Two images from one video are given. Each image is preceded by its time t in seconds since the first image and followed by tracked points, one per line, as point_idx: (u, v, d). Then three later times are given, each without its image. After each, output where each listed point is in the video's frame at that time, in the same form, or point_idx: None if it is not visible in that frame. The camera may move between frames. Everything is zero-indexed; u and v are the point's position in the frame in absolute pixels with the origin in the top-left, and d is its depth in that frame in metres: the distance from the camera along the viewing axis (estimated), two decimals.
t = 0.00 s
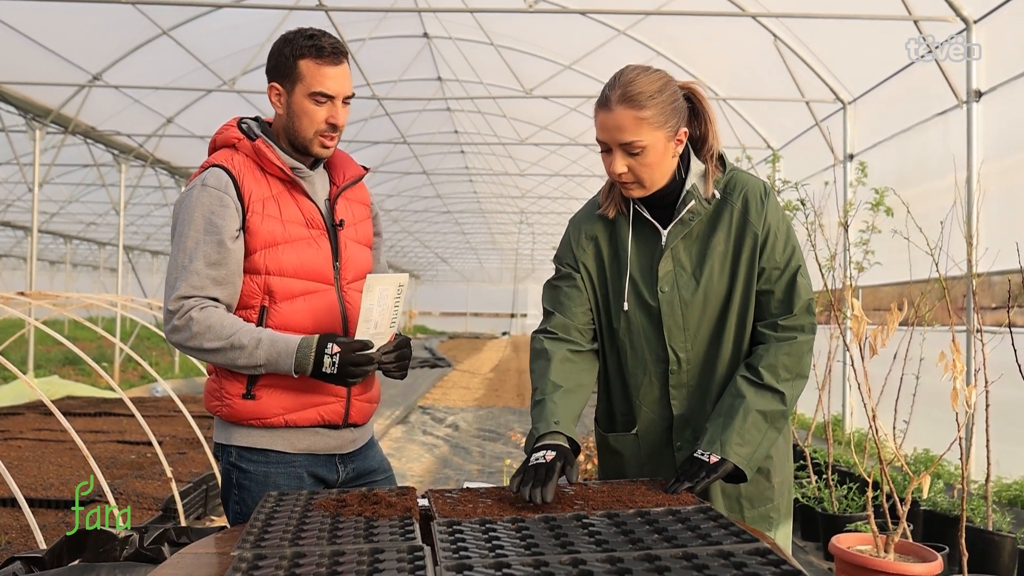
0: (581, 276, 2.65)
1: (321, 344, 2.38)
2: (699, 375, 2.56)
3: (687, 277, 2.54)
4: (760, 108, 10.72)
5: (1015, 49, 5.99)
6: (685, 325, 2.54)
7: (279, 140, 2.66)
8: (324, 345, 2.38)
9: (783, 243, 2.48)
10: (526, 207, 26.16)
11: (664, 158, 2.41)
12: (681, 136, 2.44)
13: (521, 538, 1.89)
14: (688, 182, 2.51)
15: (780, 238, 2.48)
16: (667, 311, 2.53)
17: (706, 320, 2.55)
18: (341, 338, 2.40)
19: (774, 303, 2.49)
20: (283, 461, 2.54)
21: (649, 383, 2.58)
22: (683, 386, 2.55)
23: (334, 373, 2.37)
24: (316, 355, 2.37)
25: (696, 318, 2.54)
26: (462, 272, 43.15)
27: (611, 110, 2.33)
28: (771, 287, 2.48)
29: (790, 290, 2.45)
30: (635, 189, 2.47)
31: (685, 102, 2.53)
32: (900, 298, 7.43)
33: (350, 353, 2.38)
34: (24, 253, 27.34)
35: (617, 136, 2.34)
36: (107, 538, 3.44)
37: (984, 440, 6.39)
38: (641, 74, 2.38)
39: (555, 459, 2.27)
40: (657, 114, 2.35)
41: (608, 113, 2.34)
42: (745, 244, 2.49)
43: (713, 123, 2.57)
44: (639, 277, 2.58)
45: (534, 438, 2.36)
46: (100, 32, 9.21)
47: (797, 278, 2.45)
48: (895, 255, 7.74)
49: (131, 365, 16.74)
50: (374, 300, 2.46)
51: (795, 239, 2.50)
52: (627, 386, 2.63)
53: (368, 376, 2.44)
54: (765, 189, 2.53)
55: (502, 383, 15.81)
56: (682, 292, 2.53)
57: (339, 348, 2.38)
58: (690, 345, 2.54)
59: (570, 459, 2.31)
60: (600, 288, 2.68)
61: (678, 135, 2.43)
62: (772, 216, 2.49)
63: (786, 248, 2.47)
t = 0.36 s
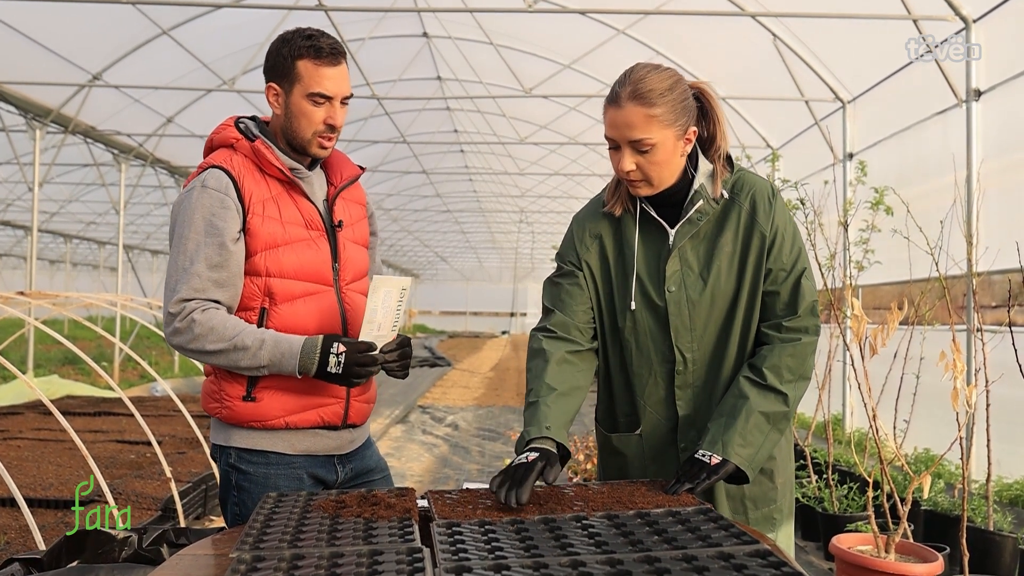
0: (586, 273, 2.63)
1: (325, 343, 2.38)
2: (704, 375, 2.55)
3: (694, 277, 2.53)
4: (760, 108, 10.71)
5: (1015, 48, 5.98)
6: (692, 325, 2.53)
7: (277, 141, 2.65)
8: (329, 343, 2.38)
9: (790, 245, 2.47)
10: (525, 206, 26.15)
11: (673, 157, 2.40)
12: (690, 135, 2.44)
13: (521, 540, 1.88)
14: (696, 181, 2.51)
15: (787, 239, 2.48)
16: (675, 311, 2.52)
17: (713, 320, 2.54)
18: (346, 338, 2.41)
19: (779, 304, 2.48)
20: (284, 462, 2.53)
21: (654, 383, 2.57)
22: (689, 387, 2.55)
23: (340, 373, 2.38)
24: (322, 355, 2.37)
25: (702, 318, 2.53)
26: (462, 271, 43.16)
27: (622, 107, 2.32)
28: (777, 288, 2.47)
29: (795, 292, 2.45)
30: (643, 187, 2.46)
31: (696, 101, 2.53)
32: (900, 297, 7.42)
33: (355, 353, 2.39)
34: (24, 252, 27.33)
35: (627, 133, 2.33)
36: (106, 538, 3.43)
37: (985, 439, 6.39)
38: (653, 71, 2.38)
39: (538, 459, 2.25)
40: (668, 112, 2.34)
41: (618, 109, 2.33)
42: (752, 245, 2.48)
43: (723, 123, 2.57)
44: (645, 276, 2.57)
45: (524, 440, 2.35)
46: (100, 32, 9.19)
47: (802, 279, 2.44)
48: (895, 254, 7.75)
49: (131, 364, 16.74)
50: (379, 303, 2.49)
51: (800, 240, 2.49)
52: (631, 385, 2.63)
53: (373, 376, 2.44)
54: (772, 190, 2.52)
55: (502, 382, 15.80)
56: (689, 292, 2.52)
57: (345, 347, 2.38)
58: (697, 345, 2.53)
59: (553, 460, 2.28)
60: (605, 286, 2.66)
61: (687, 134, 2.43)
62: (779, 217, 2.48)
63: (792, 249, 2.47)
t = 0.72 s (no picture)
0: (581, 279, 2.63)
1: (329, 337, 2.39)
2: (703, 377, 2.55)
3: (691, 280, 2.53)
4: (760, 108, 10.71)
5: (1015, 49, 5.98)
6: (690, 328, 2.53)
7: (277, 141, 2.65)
8: (332, 337, 2.39)
9: (786, 244, 2.47)
10: (526, 206, 26.16)
11: (664, 165, 2.40)
12: (681, 142, 2.44)
13: (522, 540, 1.88)
14: (689, 184, 2.51)
15: (782, 239, 2.48)
16: (673, 315, 2.51)
17: (711, 322, 2.54)
18: (349, 332, 2.41)
19: (776, 303, 2.48)
20: (284, 463, 2.53)
21: (654, 388, 2.57)
22: (688, 390, 2.55)
23: (343, 366, 2.38)
24: (325, 350, 2.37)
25: (700, 321, 2.53)
26: (462, 272, 43.17)
27: (611, 117, 2.31)
28: (774, 287, 2.47)
29: (792, 291, 2.45)
30: (635, 196, 2.46)
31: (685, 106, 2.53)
32: (900, 298, 7.41)
33: (359, 345, 2.40)
34: (24, 252, 27.33)
35: (617, 143, 2.32)
36: (107, 538, 3.42)
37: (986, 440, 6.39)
38: (640, 79, 2.37)
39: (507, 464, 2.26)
40: (657, 121, 2.34)
41: (608, 119, 2.33)
42: (748, 246, 2.48)
43: (712, 127, 2.57)
44: (642, 280, 2.57)
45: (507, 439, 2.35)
46: (101, 32, 9.20)
47: (798, 278, 2.44)
48: (895, 255, 7.75)
49: (131, 364, 16.74)
50: (381, 305, 2.51)
51: (795, 238, 2.49)
52: (631, 390, 2.62)
53: (375, 371, 2.44)
54: (766, 189, 2.52)
55: (503, 382, 15.79)
56: (687, 296, 2.52)
57: (348, 340, 2.39)
58: (695, 348, 2.53)
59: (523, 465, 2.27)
60: (601, 291, 2.65)
61: (677, 141, 2.43)
62: (773, 216, 2.48)
63: (788, 248, 2.47)
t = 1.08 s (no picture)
0: (577, 281, 2.62)
1: (330, 338, 2.38)
2: (701, 378, 2.55)
3: (688, 282, 2.53)
4: (761, 109, 10.71)
5: (1017, 50, 5.98)
6: (687, 330, 2.52)
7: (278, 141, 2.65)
8: (333, 338, 2.38)
9: (784, 244, 2.46)
10: (527, 207, 26.17)
11: (660, 165, 2.40)
12: (677, 142, 2.43)
13: (524, 541, 1.88)
14: (685, 186, 2.51)
15: (780, 239, 2.47)
16: (670, 316, 2.51)
17: (709, 323, 2.53)
18: (350, 332, 2.41)
19: (774, 304, 2.48)
20: (286, 464, 2.53)
21: (652, 389, 2.57)
22: (686, 391, 2.55)
23: (344, 367, 2.38)
24: (326, 350, 2.37)
25: (697, 322, 2.53)
26: (463, 272, 43.18)
27: (607, 117, 2.31)
28: (772, 289, 2.47)
29: (791, 292, 2.44)
30: (632, 196, 2.46)
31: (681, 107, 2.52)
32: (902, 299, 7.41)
33: (360, 346, 2.39)
34: (26, 252, 27.37)
35: (613, 144, 2.32)
36: (108, 539, 3.42)
37: (988, 442, 6.39)
38: (636, 79, 2.37)
39: (512, 477, 2.22)
40: (654, 121, 2.34)
41: (604, 120, 2.32)
42: (745, 246, 2.48)
43: (708, 129, 2.57)
44: (638, 282, 2.57)
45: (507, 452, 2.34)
46: (104, 32, 9.21)
47: (797, 279, 2.44)
48: (896, 255, 7.75)
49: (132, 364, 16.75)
50: (383, 306, 2.51)
51: (792, 239, 2.49)
52: (629, 392, 2.62)
53: (377, 371, 2.44)
54: (763, 190, 2.52)
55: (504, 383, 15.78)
56: (683, 297, 2.52)
57: (349, 340, 2.38)
58: (693, 349, 2.53)
59: (528, 479, 2.25)
60: (596, 292, 2.65)
61: (674, 142, 2.43)
62: (771, 216, 2.47)
63: (786, 248, 2.46)
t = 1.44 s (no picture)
0: (574, 281, 2.63)
1: (331, 337, 2.38)
2: (699, 377, 2.55)
3: (685, 281, 2.53)
4: (763, 109, 10.71)
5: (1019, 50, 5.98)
6: (684, 329, 2.53)
7: (280, 140, 2.65)
8: (334, 337, 2.38)
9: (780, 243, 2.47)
10: (528, 207, 26.17)
11: (652, 164, 2.40)
12: (670, 141, 2.43)
13: (525, 541, 1.88)
14: (681, 185, 2.51)
15: (776, 238, 2.47)
16: (666, 315, 2.52)
17: (705, 322, 2.54)
18: (350, 330, 2.40)
19: (772, 304, 2.48)
20: (289, 464, 2.53)
21: (649, 389, 2.58)
22: (683, 391, 2.55)
23: (346, 366, 2.37)
24: (327, 349, 2.37)
25: (694, 321, 2.53)
26: (463, 272, 43.18)
27: (598, 115, 2.32)
28: (770, 288, 2.47)
29: (789, 290, 2.45)
30: (625, 196, 2.46)
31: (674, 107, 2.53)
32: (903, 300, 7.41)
33: (362, 344, 2.38)
34: (27, 252, 27.40)
35: (604, 142, 2.33)
36: (110, 538, 3.43)
37: (989, 443, 6.39)
38: (627, 78, 2.38)
39: (514, 476, 2.19)
40: (644, 119, 2.34)
41: (595, 118, 2.33)
42: (741, 245, 2.48)
43: (703, 128, 2.57)
44: (634, 282, 2.57)
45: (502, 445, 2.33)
46: (105, 32, 9.22)
47: (793, 277, 2.45)
48: (897, 255, 7.76)
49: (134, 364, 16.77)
50: (386, 306, 2.53)
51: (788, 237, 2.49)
52: (626, 392, 2.63)
53: (378, 369, 2.43)
54: (758, 188, 2.52)
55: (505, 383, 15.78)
56: (679, 296, 2.52)
57: (350, 339, 2.38)
58: (689, 349, 2.53)
59: (530, 479, 2.21)
60: (592, 292, 2.65)
61: (666, 140, 2.43)
62: (766, 214, 2.48)
63: (783, 247, 2.47)
